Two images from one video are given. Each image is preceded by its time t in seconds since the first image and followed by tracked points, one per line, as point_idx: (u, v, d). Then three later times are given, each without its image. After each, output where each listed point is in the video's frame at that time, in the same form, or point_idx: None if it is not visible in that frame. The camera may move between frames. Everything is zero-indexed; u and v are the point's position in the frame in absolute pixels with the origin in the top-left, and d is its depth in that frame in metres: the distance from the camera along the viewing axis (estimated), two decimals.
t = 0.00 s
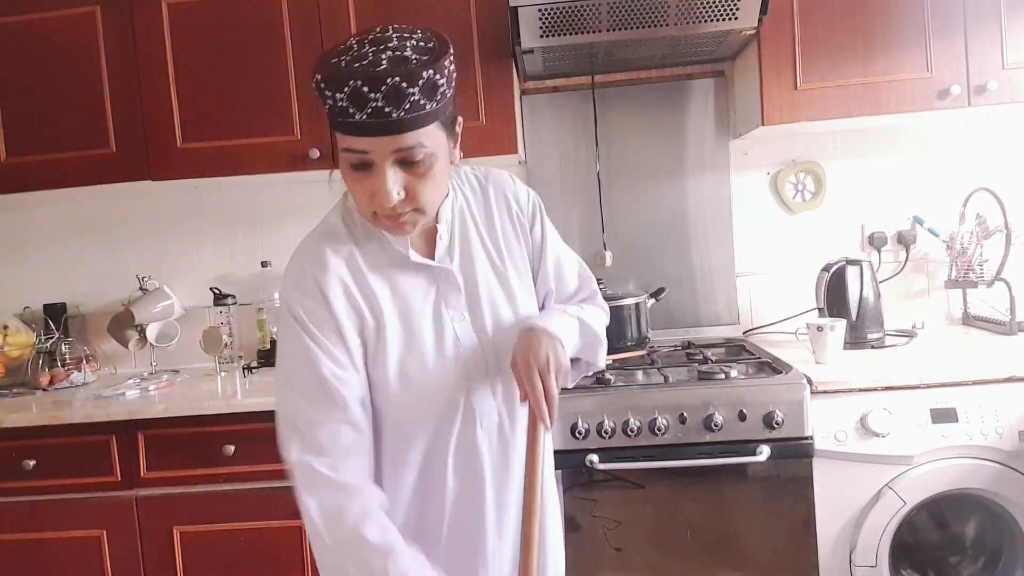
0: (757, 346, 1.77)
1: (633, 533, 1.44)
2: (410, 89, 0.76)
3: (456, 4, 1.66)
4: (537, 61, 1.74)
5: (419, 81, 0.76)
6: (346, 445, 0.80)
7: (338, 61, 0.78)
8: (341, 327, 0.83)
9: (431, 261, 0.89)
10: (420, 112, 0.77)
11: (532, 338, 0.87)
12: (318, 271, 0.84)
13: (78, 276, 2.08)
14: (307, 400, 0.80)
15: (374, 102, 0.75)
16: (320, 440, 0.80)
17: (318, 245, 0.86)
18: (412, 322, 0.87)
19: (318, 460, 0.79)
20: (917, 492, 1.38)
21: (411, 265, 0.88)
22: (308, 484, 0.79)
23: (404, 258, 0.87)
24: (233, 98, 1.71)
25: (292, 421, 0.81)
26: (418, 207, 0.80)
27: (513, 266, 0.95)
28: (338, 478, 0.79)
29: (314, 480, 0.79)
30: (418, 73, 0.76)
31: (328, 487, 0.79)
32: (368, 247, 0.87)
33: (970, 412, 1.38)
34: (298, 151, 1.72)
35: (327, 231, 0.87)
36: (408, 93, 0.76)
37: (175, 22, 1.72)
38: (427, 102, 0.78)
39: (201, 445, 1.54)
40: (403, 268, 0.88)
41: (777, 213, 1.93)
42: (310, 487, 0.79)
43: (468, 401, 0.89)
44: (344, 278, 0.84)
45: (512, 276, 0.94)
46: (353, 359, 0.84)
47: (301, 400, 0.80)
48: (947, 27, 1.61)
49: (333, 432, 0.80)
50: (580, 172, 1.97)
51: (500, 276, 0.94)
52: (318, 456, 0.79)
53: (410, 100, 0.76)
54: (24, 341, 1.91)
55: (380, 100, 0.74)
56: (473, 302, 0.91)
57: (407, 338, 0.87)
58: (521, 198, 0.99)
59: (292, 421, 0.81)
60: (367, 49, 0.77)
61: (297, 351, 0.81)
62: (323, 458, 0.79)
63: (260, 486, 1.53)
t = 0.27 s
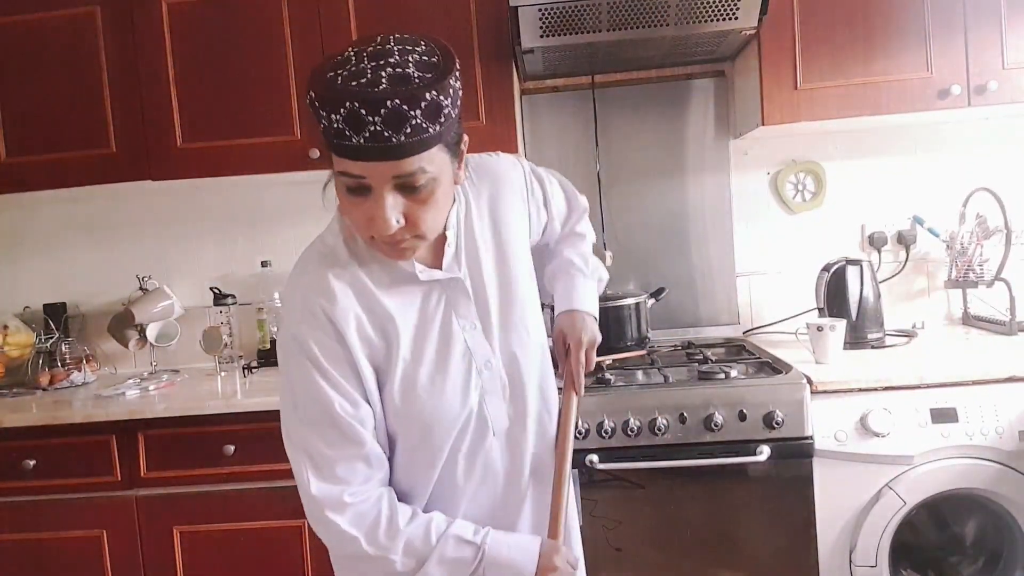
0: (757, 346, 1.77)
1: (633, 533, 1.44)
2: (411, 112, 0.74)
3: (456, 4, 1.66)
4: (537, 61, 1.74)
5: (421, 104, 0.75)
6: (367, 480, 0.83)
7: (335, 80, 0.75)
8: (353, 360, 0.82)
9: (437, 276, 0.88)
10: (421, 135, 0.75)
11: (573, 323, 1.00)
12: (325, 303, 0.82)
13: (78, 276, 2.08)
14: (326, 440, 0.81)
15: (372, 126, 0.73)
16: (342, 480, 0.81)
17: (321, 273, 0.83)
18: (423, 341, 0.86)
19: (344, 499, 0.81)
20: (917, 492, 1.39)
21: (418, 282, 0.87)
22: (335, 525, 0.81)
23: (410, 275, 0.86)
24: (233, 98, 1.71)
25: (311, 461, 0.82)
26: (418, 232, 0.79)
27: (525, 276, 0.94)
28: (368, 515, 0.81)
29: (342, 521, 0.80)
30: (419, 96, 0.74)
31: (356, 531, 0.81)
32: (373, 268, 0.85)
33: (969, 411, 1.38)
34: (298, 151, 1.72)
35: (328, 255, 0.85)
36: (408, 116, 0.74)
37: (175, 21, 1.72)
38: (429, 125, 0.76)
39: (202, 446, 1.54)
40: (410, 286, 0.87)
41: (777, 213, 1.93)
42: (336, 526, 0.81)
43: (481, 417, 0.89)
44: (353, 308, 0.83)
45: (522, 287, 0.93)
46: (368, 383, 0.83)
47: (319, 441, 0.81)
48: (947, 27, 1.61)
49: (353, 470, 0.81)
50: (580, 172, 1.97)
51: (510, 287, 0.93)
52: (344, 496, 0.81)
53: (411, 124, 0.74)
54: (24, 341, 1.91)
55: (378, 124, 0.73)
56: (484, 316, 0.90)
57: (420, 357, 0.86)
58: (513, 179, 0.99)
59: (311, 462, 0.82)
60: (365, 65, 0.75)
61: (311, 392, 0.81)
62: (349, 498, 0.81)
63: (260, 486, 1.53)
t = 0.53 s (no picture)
0: (757, 346, 1.77)
1: (633, 533, 1.44)
2: (435, 133, 0.71)
3: (456, 5, 1.66)
4: (537, 61, 1.74)
5: (445, 123, 0.72)
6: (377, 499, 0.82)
7: (353, 94, 0.71)
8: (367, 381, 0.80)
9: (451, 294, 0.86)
10: (444, 155, 0.72)
11: (583, 336, 1.04)
12: (337, 323, 0.79)
13: (78, 276, 2.08)
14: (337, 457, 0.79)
15: (393, 145, 0.69)
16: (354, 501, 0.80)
17: (331, 291, 0.81)
18: (436, 358, 0.85)
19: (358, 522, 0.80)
20: (917, 492, 1.38)
21: (431, 299, 0.85)
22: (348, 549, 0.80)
23: (423, 291, 0.85)
24: (234, 98, 1.71)
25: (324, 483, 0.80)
26: (435, 253, 0.76)
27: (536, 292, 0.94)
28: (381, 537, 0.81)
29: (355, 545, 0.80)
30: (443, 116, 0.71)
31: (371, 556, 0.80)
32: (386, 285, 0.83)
33: (969, 411, 1.38)
34: (298, 152, 1.72)
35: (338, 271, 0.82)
36: (432, 136, 0.71)
37: (175, 21, 1.72)
38: (452, 144, 0.73)
39: (202, 446, 1.54)
40: (423, 302, 0.85)
41: (777, 214, 1.93)
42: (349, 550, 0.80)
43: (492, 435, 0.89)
44: (365, 328, 0.81)
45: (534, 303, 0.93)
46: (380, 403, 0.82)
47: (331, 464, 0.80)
48: (947, 27, 1.61)
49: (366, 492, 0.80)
50: (580, 172, 1.97)
51: (523, 303, 0.92)
52: (357, 518, 0.80)
53: (434, 144, 0.71)
54: (24, 341, 1.91)
55: (399, 144, 0.69)
56: (497, 334, 0.90)
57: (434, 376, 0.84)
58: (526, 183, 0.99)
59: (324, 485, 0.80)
60: (385, 79, 0.71)
61: (324, 415, 0.78)
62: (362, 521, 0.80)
63: (260, 486, 1.53)
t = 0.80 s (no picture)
0: (758, 346, 1.76)
1: (634, 534, 1.44)
2: (467, 146, 0.69)
3: (456, 4, 1.66)
4: (537, 61, 1.73)
5: (478, 136, 0.69)
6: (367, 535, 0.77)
7: (382, 100, 0.69)
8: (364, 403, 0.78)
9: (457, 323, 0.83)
10: (475, 169, 0.70)
11: (570, 499, 0.84)
12: (341, 335, 0.77)
13: (76, 276, 2.08)
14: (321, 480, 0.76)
15: (423, 158, 0.67)
16: (341, 530, 0.76)
17: (341, 300, 0.78)
18: (437, 389, 0.83)
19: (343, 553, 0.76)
20: (919, 493, 1.38)
21: (439, 320, 0.83)
22: None
23: (434, 311, 0.82)
24: (232, 98, 1.71)
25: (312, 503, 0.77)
26: (456, 270, 0.74)
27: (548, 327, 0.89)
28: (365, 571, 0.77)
29: None
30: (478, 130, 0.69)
31: None
32: (395, 298, 0.81)
33: (972, 412, 1.37)
34: (297, 152, 1.71)
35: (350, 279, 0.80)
36: (464, 149, 0.69)
37: (173, 21, 1.71)
38: (484, 157, 0.71)
39: (200, 447, 1.53)
40: (431, 321, 0.83)
41: (778, 214, 1.93)
42: None
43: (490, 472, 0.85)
44: (369, 345, 0.78)
45: (544, 335, 0.89)
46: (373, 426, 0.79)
47: (321, 487, 0.76)
48: (948, 26, 1.60)
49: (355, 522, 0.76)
50: (581, 172, 1.96)
51: (531, 334, 0.88)
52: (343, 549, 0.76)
53: (466, 158, 0.69)
54: (23, 341, 1.91)
55: (431, 158, 0.67)
56: (504, 365, 0.86)
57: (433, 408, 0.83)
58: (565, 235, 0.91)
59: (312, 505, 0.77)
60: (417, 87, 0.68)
61: (317, 435, 0.75)
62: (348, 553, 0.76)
63: (258, 488, 1.52)
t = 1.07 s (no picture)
0: (758, 346, 1.77)
1: (633, 533, 1.44)
2: (481, 113, 0.71)
3: (456, 4, 1.66)
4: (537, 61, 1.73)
5: (491, 104, 0.72)
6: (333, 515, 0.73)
7: (400, 72, 0.71)
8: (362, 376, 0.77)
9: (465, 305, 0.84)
10: (488, 138, 0.72)
11: (563, 463, 0.81)
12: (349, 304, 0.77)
13: (77, 276, 2.08)
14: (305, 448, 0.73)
15: (440, 123, 0.69)
16: (308, 498, 0.73)
17: (353, 274, 0.79)
18: (435, 377, 0.83)
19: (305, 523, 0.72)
20: (917, 492, 1.38)
21: (444, 305, 0.84)
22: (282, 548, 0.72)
23: (437, 296, 0.83)
24: (233, 98, 1.71)
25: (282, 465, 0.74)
26: (468, 240, 0.75)
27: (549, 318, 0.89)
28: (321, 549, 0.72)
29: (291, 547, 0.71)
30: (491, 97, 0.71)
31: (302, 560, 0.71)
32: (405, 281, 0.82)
33: (970, 411, 1.37)
34: (298, 152, 1.71)
35: (365, 254, 0.81)
36: (478, 116, 0.71)
37: (175, 22, 1.72)
38: (496, 127, 0.73)
39: (201, 446, 1.53)
40: (434, 306, 0.84)
41: (777, 214, 1.93)
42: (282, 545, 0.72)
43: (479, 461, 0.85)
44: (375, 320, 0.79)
45: (549, 326, 0.89)
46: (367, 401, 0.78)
47: (297, 451, 0.73)
48: (947, 26, 1.61)
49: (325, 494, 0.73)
50: (580, 172, 1.97)
51: (532, 322, 0.89)
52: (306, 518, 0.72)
53: (480, 124, 0.71)
54: (24, 341, 1.90)
55: (447, 123, 0.69)
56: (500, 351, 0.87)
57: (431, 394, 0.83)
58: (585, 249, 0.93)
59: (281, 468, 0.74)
60: (432, 61, 0.71)
61: (309, 397, 0.73)
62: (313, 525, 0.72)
63: (259, 487, 1.53)
